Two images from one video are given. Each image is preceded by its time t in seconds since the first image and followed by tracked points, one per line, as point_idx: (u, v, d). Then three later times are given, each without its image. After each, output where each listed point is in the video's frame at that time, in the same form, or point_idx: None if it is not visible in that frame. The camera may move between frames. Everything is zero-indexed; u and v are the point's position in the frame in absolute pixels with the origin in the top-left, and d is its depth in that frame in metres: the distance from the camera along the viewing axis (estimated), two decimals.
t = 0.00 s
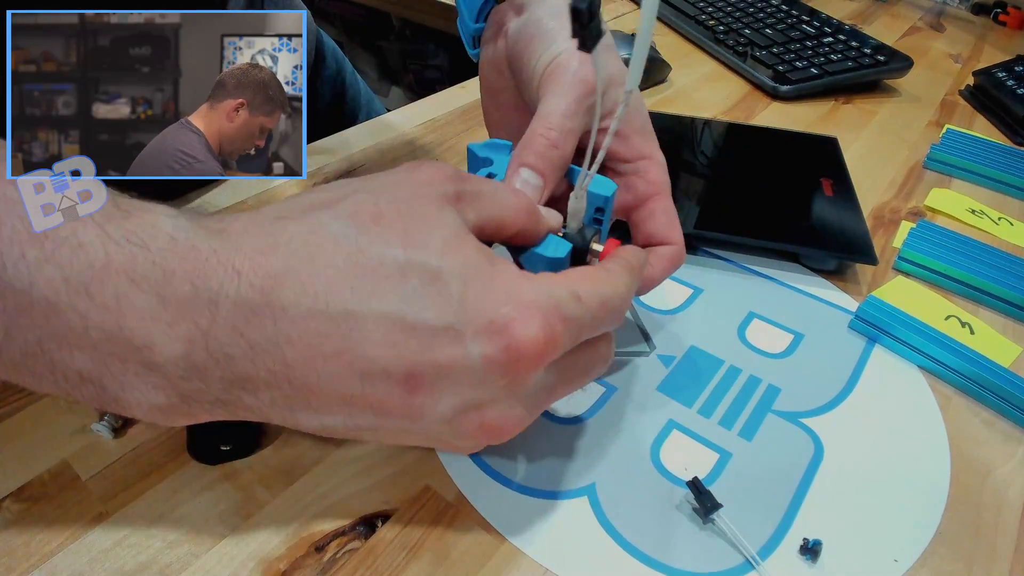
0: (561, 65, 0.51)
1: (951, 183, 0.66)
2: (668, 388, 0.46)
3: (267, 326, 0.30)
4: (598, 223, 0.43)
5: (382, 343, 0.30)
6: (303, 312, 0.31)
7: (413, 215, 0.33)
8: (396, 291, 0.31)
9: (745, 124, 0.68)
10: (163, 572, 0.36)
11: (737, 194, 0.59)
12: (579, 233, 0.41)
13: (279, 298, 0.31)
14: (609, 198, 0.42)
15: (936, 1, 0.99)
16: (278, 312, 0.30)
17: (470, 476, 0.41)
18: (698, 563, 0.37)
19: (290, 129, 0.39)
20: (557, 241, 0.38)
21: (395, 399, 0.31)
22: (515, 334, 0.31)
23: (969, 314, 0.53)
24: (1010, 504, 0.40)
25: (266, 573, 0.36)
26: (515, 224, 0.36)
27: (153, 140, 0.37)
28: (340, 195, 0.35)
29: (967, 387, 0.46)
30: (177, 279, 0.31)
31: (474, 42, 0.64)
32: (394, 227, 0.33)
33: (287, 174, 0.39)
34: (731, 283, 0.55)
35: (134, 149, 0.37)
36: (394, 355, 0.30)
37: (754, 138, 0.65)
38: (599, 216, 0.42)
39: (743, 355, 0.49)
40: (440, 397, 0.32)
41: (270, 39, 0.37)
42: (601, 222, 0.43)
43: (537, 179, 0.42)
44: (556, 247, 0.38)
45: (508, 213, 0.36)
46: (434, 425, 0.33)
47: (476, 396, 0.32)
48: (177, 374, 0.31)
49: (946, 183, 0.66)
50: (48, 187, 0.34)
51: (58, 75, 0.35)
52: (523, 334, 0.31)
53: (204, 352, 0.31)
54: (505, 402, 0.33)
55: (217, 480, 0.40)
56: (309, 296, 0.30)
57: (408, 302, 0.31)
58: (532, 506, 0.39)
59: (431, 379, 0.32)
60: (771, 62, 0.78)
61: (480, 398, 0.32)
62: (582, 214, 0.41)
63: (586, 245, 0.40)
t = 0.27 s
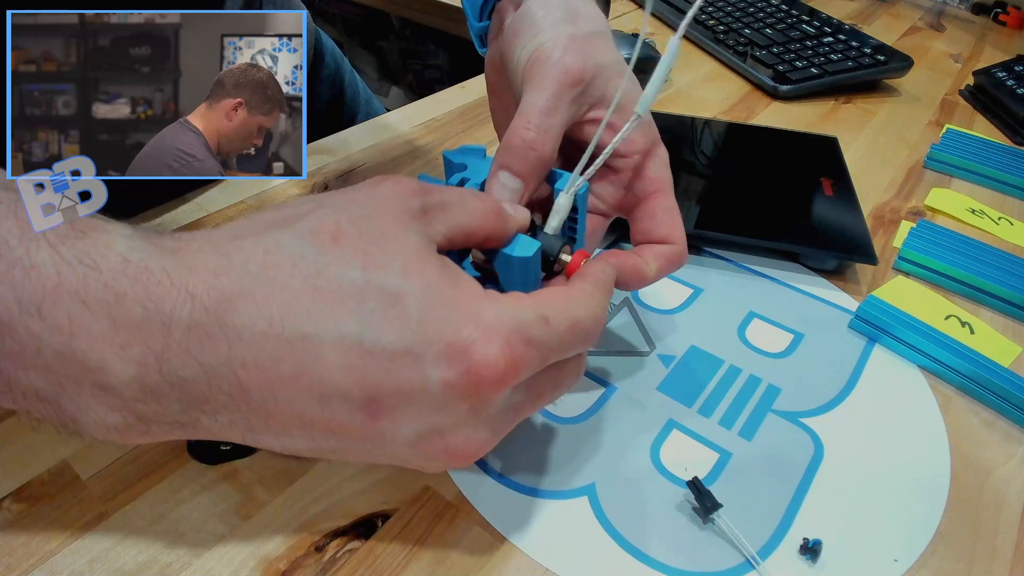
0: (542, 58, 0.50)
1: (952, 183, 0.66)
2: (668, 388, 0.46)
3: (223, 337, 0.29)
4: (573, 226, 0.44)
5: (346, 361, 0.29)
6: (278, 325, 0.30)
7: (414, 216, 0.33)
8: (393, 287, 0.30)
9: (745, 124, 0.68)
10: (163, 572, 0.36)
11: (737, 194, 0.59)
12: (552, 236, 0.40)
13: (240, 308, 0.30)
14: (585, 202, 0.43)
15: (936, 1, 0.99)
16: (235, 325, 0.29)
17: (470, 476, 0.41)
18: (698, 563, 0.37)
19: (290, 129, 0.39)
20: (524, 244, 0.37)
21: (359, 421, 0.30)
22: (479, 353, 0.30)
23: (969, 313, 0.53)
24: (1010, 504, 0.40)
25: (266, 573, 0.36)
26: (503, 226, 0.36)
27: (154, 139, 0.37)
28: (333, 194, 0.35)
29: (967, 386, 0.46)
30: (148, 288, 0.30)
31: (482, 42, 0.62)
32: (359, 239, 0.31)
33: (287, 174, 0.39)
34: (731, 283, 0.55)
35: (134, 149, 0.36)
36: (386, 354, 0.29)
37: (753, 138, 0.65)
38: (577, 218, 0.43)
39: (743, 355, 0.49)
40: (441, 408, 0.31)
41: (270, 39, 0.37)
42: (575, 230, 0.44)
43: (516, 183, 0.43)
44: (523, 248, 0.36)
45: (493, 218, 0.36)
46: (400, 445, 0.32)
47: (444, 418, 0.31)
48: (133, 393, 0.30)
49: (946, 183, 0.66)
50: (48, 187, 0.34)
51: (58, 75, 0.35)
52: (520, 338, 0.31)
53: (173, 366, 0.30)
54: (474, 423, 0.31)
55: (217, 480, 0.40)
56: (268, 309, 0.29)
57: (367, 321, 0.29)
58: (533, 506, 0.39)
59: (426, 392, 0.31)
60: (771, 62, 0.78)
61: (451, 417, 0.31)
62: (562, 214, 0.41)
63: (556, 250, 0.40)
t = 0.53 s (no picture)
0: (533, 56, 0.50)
1: (952, 183, 0.66)
2: (668, 388, 0.46)
3: (206, 344, 0.29)
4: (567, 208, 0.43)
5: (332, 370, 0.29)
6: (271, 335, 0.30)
7: (416, 217, 0.33)
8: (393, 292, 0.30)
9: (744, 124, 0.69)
10: (163, 572, 0.36)
11: (736, 194, 0.59)
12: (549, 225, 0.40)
13: (222, 311, 0.29)
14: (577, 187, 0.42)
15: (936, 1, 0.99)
16: (216, 330, 0.29)
17: (470, 475, 0.41)
18: (697, 563, 0.37)
19: (290, 130, 0.39)
20: (523, 246, 0.37)
21: (350, 425, 0.31)
22: (465, 361, 0.30)
23: (969, 313, 0.53)
24: (1010, 504, 0.40)
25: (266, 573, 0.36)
26: (496, 232, 0.36)
27: (153, 140, 0.36)
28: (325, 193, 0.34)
29: (967, 386, 0.46)
30: (130, 292, 0.30)
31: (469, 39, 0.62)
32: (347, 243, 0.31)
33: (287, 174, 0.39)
34: (731, 283, 0.55)
35: (134, 149, 0.36)
36: (383, 355, 0.29)
37: (753, 138, 0.65)
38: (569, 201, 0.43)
39: (743, 354, 0.49)
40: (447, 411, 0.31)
41: (270, 39, 0.37)
42: (571, 214, 0.44)
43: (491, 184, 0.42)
44: (523, 250, 0.36)
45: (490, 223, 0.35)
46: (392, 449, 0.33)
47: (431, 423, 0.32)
48: (118, 399, 0.30)
49: (947, 183, 0.66)
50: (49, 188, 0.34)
51: (58, 75, 0.35)
52: (510, 340, 0.31)
53: (163, 373, 0.30)
54: (461, 430, 0.33)
55: (217, 480, 0.40)
56: (252, 316, 0.29)
57: (354, 329, 0.29)
58: (533, 506, 0.39)
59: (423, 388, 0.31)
60: (771, 62, 0.78)
61: (438, 423, 0.32)
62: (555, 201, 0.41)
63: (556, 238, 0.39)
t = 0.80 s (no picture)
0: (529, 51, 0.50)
1: (952, 183, 0.66)
2: (667, 388, 0.46)
3: (205, 315, 0.30)
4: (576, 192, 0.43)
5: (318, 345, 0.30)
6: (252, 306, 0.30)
7: (421, 204, 0.34)
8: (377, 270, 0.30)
9: (745, 124, 0.68)
10: (163, 572, 0.36)
11: (736, 194, 0.59)
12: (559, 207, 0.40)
13: (222, 284, 0.30)
14: (581, 168, 0.43)
15: (935, 2, 0.99)
16: (215, 303, 0.30)
17: (470, 475, 0.41)
18: (697, 563, 0.37)
19: (289, 130, 0.38)
20: (538, 220, 0.36)
21: (333, 397, 0.31)
22: (446, 337, 0.30)
23: (969, 313, 0.53)
24: (1010, 504, 0.40)
25: (266, 573, 0.36)
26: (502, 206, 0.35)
27: (154, 140, 0.36)
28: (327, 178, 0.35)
29: (967, 386, 0.46)
30: (137, 265, 0.31)
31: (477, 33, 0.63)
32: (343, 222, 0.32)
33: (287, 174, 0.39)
34: (731, 282, 0.55)
35: (133, 149, 0.36)
36: (368, 329, 0.29)
37: (753, 138, 0.65)
38: (577, 185, 0.43)
39: (743, 354, 0.49)
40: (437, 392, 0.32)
41: (270, 39, 0.37)
42: (576, 194, 0.43)
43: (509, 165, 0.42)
44: (539, 222, 0.36)
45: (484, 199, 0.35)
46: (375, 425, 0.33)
47: (418, 399, 0.32)
48: (126, 367, 0.32)
49: (947, 183, 0.66)
50: (48, 187, 0.34)
51: (58, 75, 0.35)
52: (496, 319, 0.30)
53: (168, 342, 0.31)
54: (449, 407, 0.32)
55: (217, 479, 0.40)
56: (247, 289, 0.30)
57: (342, 301, 0.29)
58: (533, 506, 0.39)
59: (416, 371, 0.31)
60: (771, 62, 0.78)
61: (425, 399, 0.32)
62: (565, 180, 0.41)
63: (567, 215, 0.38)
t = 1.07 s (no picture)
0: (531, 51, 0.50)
1: (951, 183, 0.66)
2: (668, 388, 0.46)
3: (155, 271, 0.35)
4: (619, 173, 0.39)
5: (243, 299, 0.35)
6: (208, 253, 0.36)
7: (351, 178, 0.40)
8: (312, 247, 0.35)
9: (745, 124, 0.68)
10: (164, 572, 0.36)
11: (737, 194, 0.59)
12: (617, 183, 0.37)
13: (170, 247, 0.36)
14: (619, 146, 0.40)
15: (935, 2, 0.99)
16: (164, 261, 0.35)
17: (470, 475, 0.41)
18: (696, 562, 0.37)
19: (290, 129, 0.36)
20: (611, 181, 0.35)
21: (255, 353, 0.36)
22: (347, 309, 0.34)
23: (969, 314, 0.53)
24: (1010, 504, 0.40)
25: (266, 573, 0.36)
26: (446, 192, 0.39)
27: (153, 140, 0.35)
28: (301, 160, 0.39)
29: (967, 386, 0.46)
30: (104, 227, 0.36)
31: (465, 34, 0.65)
32: (273, 197, 0.37)
33: (287, 176, 0.37)
34: (730, 282, 0.55)
35: (134, 150, 0.35)
36: (285, 295, 0.35)
37: (753, 138, 0.65)
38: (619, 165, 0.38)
39: (743, 355, 0.49)
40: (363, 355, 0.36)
41: (270, 39, 0.34)
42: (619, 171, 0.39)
43: (553, 164, 0.38)
44: (614, 186, 0.34)
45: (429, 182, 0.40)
46: (289, 381, 0.38)
47: (321, 361, 0.36)
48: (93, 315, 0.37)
49: (946, 183, 0.66)
50: (48, 188, 0.36)
51: (58, 75, 0.34)
52: (396, 306, 0.34)
53: (127, 296, 0.36)
54: (354, 373, 0.37)
55: (217, 479, 0.40)
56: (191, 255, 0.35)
57: (265, 270, 0.35)
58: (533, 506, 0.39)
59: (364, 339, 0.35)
60: (771, 63, 0.78)
61: (330, 362, 0.36)
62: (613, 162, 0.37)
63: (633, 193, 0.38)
